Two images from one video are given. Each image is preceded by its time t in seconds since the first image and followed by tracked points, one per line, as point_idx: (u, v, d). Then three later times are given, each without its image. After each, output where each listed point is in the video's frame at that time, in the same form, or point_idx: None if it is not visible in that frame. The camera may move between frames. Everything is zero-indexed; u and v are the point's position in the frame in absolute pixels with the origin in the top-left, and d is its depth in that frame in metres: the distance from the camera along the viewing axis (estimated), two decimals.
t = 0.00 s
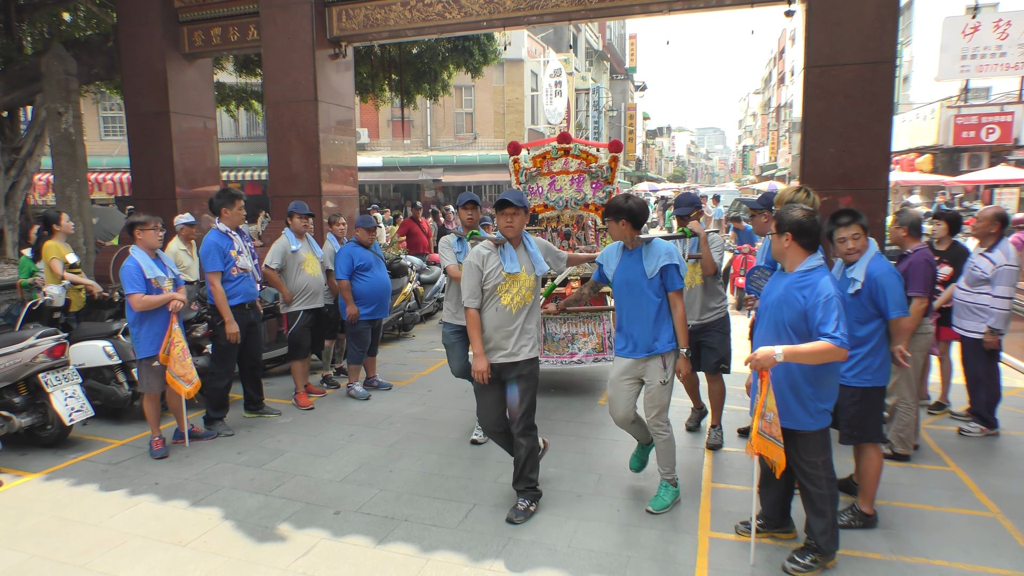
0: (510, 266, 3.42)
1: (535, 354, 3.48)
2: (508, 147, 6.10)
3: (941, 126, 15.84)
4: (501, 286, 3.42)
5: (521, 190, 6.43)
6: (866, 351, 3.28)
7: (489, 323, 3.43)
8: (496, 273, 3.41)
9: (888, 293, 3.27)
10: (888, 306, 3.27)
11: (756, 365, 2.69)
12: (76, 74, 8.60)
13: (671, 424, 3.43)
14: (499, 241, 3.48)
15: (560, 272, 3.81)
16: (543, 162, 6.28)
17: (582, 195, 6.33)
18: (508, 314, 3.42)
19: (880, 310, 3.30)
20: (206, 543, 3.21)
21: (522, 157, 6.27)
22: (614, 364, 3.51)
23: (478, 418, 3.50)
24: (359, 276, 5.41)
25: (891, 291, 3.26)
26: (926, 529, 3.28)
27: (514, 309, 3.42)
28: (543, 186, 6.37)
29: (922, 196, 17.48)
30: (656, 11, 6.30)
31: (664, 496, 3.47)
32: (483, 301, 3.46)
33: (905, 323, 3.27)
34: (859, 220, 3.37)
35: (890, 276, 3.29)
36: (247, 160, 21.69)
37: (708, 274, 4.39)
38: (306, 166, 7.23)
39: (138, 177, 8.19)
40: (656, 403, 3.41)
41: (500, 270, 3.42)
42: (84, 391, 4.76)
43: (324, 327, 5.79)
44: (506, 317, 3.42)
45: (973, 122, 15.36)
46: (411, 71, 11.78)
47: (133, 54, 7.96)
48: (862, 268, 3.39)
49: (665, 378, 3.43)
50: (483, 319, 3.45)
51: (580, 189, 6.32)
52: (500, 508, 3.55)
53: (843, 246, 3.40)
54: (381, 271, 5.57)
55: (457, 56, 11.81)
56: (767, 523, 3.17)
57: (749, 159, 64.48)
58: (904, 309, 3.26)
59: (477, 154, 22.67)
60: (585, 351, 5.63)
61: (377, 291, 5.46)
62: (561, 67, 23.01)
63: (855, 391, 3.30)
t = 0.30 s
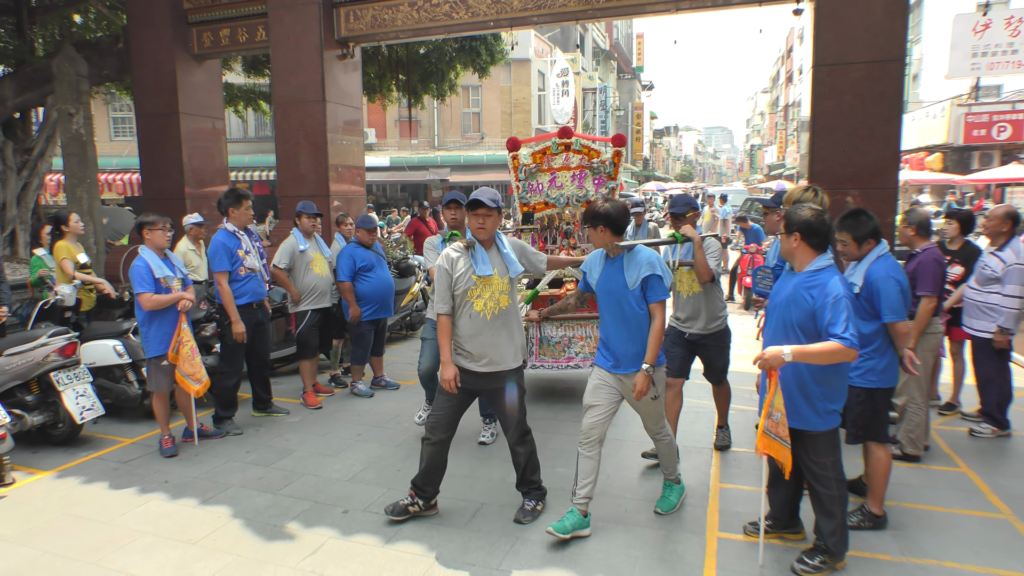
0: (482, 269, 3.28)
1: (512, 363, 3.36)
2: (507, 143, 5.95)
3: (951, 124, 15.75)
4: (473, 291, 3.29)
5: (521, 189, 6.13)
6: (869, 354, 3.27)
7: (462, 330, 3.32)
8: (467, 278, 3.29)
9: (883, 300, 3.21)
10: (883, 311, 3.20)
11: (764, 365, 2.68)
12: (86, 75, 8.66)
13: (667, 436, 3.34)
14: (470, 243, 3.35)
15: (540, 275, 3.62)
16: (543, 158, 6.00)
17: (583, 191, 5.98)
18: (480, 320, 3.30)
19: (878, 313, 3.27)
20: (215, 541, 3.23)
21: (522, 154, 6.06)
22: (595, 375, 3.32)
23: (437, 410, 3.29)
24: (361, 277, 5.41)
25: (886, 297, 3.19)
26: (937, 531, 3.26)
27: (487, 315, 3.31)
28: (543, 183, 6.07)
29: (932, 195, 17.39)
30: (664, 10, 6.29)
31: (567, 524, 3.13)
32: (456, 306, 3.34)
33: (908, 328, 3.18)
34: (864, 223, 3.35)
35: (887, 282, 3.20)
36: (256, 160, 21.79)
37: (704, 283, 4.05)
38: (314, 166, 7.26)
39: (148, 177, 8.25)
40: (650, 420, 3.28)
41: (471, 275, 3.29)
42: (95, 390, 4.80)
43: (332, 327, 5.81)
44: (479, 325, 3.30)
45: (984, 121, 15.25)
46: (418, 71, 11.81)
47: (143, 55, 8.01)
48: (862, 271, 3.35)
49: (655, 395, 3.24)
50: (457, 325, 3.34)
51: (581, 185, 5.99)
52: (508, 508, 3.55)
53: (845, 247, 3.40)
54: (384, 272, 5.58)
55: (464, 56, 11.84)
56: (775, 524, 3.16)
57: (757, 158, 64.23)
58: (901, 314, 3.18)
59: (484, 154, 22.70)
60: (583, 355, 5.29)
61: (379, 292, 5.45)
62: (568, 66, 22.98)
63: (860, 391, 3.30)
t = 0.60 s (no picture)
0: (407, 269, 3.21)
1: (440, 366, 3.24)
2: (514, 146, 6.00)
3: (964, 123, 15.61)
4: (400, 291, 3.24)
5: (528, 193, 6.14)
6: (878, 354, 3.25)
7: (390, 330, 3.28)
8: (395, 277, 3.24)
9: (889, 301, 3.19)
10: (889, 312, 3.19)
11: (773, 365, 2.66)
12: (99, 76, 8.73)
13: (587, 459, 2.97)
14: (403, 241, 3.28)
15: (486, 276, 3.44)
16: (550, 162, 6.01)
17: (591, 195, 5.93)
18: (407, 321, 3.24)
19: (885, 314, 3.25)
20: (225, 540, 3.24)
21: (528, 158, 6.08)
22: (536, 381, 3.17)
23: (388, 418, 3.28)
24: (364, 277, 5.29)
25: (893, 296, 3.17)
26: (950, 533, 3.23)
27: (414, 316, 3.23)
28: (550, 187, 6.06)
29: (944, 195, 17.25)
30: (672, 10, 6.27)
31: (549, 536, 3.10)
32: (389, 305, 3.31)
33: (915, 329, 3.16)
34: (878, 223, 3.32)
35: (895, 281, 3.18)
36: (265, 160, 21.91)
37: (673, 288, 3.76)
38: (323, 166, 7.29)
39: (159, 177, 8.31)
40: (570, 437, 2.96)
41: (399, 274, 3.23)
42: (107, 389, 4.85)
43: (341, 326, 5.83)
44: (405, 326, 3.23)
45: (997, 119, 15.09)
46: (427, 72, 11.84)
47: (155, 56, 8.07)
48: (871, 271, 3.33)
49: (574, 409, 2.96)
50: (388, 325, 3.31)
51: (589, 190, 5.93)
52: (517, 508, 3.55)
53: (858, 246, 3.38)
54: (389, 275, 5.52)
55: (473, 56, 11.86)
56: (785, 525, 3.14)
57: (766, 158, 63.95)
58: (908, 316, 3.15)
59: (492, 154, 22.72)
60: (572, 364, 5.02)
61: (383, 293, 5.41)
62: (577, 66, 22.93)
63: (868, 392, 3.29)
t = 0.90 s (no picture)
0: (347, 276, 3.09)
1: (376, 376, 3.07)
2: (529, 133, 5.97)
3: (981, 122, 15.39)
4: (342, 299, 3.12)
5: (540, 182, 6.15)
6: (895, 355, 3.23)
7: (334, 339, 3.17)
8: (337, 285, 3.13)
9: (907, 302, 3.16)
10: (907, 312, 3.17)
11: (787, 366, 2.63)
12: (114, 79, 8.83)
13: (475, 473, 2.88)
14: (347, 246, 3.15)
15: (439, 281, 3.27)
16: (563, 151, 5.99)
17: (603, 186, 5.86)
18: (349, 331, 3.12)
19: (903, 314, 3.22)
20: (239, 538, 3.27)
21: (544, 145, 6.09)
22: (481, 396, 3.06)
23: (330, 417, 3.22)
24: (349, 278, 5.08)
25: (911, 297, 3.14)
26: (966, 537, 3.19)
27: (355, 325, 3.11)
28: (562, 176, 6.04)
29: (961, 194, 17.03)
30: (684, 9, 6.26)
31: (559, 537, 3.08)
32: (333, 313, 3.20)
33: (933, 330, 3.13)
34: (896, 223, 3.28)
35: (913, 283, 3.16)
36: (277, 162, 22.03)
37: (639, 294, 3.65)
38: (335, 167, 7.33)
39: (173, 179, 8.38)
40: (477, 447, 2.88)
41: (340, 282, 3.12)
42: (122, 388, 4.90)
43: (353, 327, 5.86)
44: (347, 335, 3.12)
45: (1014, 118, 14.82)
46: (439, 72, 11.86)
47: (169, 58, 8.15)
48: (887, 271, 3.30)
49: (489, 426, 2.86)
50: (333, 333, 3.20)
51: (601, 181, 5.87)
52: (528, 508, 3.55)
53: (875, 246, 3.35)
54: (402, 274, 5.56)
55: (484, 57, 11.86)
56: (798, 528, 3.12)
57: (779, 158, 63.50)
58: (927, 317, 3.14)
59: (503, 155, 22.71)
60: (563, 365, 4.99)
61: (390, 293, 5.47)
62: (588, 66, 22.86)
63: (885, 394, 3.25)
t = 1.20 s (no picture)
0: (290, 284, 3.01)
1: (323, 389, 3.03)
2: (540, 149, 6.00)
3: (997, 127, 15.18)
4: (285, 308, 3.05)
5: (548, 199, 6.12)
6: (913, 362, 3.19)
7: (276, 349, 3.09)
8: (281, 292, 3.06)
9: (925, 309, 3.14)
10: (926, 320, 3.14)
11: (800, 373, 2.60)
12: (129, 85, 8.93)
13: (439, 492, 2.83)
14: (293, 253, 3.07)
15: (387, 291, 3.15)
16: (573, 167, 5.97)
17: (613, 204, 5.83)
18: (289, 341, 3.04)
19: (920, 322, 3.20)
20: (249, 542, 3.28)
21: (552, 162, 6.07)
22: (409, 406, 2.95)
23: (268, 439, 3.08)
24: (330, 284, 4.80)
25: (929, 305, 3.13)
26: (981, 548, 3.14)
27: (296, 335, 3.02)
28: (571, 194, 6.03)
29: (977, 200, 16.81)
30: (696, 15, 6.25)
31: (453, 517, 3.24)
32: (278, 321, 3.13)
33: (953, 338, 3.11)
34: (915, 229, 3.21)
35: (931, 290, 3.15)
36: (289, 167, 22.18)
37: (609, 304, 3.41)
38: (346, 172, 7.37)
39: (186, 184, 8.45)
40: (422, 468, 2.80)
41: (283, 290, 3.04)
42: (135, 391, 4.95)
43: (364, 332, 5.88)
44: (288, 345, 3.03)
45: None
46: (450, 78, 11.89)
47: (183, 65, 8.23)
48: (904, 278, 3.28)
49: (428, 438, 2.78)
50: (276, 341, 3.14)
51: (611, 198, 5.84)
52: (538, 514, 3.53)
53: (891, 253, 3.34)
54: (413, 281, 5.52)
55: (495, 62, 11.88)
56: (811, 536, 3.09)
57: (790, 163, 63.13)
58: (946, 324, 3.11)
59: (514, 160, 22.73)
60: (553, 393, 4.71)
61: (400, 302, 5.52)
62: (598, 71, 22.84)
63: (901, 402, 3.21)
